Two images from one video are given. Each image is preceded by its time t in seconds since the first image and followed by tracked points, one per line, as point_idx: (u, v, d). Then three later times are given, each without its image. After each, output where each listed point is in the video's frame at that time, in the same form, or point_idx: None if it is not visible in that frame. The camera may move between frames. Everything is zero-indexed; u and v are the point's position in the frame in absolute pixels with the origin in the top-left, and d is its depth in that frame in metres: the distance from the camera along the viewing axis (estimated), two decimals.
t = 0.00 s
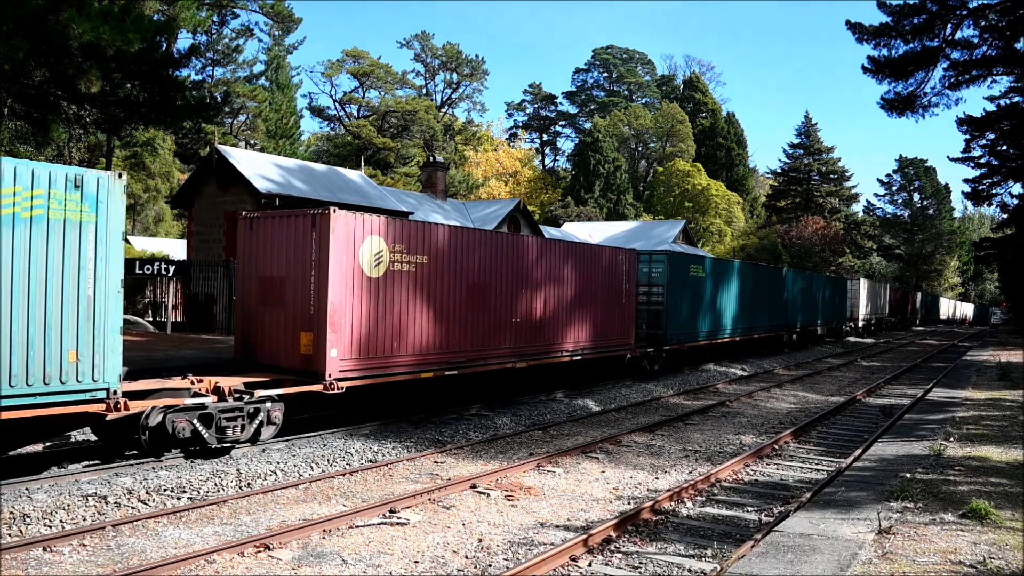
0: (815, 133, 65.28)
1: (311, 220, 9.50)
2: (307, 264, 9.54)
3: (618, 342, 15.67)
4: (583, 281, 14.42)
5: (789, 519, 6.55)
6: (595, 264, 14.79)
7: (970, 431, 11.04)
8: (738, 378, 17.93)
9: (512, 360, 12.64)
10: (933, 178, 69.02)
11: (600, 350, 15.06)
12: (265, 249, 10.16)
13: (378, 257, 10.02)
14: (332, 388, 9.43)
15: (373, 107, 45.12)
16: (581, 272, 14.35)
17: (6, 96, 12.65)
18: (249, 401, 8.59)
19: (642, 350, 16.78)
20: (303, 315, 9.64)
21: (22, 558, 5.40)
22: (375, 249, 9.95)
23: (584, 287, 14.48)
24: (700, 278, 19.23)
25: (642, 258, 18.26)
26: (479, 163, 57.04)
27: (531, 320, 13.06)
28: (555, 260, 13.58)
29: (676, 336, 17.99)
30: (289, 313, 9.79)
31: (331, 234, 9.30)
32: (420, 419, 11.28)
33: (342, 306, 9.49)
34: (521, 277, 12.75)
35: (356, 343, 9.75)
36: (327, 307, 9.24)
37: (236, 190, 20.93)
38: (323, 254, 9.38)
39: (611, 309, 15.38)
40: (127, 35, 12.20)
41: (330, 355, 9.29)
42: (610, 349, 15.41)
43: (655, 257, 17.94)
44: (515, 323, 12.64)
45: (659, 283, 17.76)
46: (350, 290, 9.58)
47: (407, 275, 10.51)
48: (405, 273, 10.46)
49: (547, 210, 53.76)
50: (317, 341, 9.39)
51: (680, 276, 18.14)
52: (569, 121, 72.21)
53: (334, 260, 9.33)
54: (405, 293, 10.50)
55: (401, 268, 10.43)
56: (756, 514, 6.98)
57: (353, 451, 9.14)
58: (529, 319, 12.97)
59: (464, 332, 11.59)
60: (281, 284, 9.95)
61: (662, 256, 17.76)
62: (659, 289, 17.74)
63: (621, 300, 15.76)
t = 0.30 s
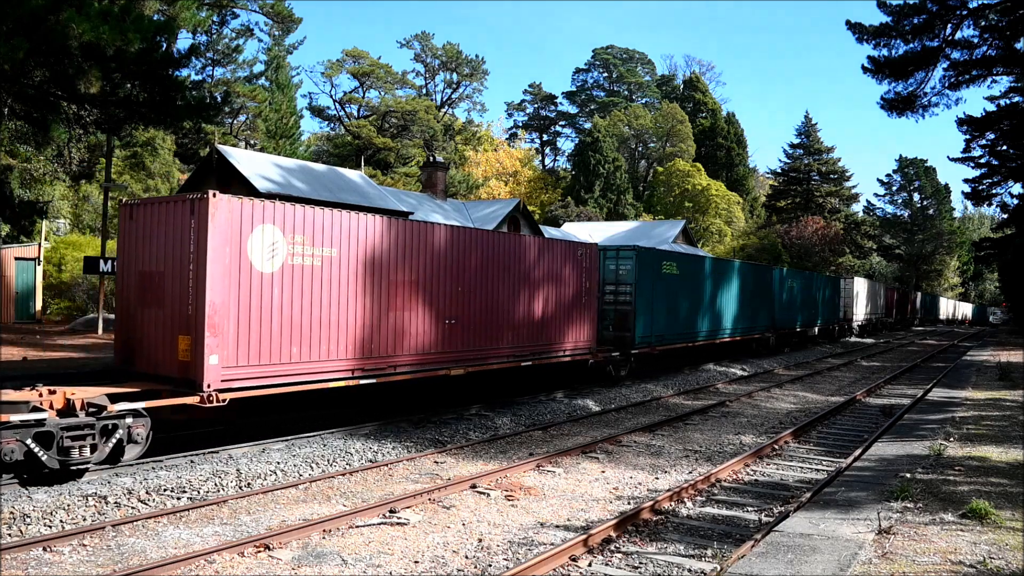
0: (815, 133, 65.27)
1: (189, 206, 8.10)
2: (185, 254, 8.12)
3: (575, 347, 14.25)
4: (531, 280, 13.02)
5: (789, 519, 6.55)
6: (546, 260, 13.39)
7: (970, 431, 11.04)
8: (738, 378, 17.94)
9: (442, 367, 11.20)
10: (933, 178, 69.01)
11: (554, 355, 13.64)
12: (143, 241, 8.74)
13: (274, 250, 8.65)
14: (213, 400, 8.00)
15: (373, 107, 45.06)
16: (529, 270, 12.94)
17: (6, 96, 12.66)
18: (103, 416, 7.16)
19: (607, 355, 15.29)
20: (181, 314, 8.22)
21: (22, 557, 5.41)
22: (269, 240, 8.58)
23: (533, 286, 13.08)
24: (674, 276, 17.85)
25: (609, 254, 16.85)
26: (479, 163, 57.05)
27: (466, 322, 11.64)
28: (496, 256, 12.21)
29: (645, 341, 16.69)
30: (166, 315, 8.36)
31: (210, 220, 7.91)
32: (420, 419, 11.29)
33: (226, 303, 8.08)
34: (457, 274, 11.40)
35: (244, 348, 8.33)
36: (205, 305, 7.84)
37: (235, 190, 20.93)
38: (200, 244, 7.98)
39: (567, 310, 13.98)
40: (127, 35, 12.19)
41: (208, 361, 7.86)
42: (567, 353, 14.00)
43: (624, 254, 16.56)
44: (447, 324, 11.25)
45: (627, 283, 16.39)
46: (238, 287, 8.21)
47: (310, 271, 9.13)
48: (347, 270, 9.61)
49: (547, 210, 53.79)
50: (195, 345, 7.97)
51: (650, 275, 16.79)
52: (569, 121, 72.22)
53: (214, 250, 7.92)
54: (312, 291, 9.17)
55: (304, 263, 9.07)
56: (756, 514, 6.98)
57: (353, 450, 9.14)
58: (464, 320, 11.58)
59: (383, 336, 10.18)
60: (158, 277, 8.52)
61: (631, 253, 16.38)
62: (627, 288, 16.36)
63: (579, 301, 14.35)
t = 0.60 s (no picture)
0: (815, 133, 65.26)
1: (26, 187, 6.86)
2: (20, 242, 6.85)
3: (523, 350, 12.85)
4: (471, 276, 11.68)
5: (789, 519, 6.55)
6: (488, 254, 12.03)
7: (970, 431, 11.04)
8: (738, 378, 17.95)
9: (355, 373, 9.81)
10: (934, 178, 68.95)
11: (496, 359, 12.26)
12: None
13: (132, 240, 7.30)
14: (50, 417, 6.72)
15: (373, 107, 45.02)
16: (466, 265, 11.60)
17: (6, 96, 12.66)
18: None
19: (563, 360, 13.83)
20: (16, 314, 6.94)
21: (22, 557, 5.40)
22: (126, 228, 7.25)
23: (473, 284, 11.75)
24: (642, 274, 16.52)
25: (570, 250, 15.51)
26: (479, 163, 57.07)
27: (389, 323, 10.31)
28: (428, 249, 10.87)
29: (609, 345, 15.37)
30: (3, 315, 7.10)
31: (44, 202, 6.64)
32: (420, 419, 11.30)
33: (66, 302, 6.79)
34: (379, 269, 10.10)
35: (90, 353, 6.99)
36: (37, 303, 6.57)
37: (235, 190, 20.94)
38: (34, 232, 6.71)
39: (513, 310, 12.61)
40: (127, 35, 12.16)
41: (42, 371, 6.57)
42: (512, 355, 12.62)
43: (584, 249, 15.24)
44: (366, 326, 9.94)
45: (588, 281, 15.07)
46: (80, 282, 6.89)
47: (185, 265, 7.80)
48: (336, 269, 9.48)
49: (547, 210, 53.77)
50: (29, 352, 6.71)
51: (614, 272, 15.45)
52: (569, 121, 72.24)
53: (48, 238, 6.63)
54: (200, 288, 7.95)
55: (179, 255, 7.75)
56: (756, 514, 6.98)
57: (353, 450, 9.14)
58: (388, 320, 10.26)
59: (281, 340, 8.84)
60: None
61: (592, 249, 15.07)
62: (589, 286, 15.03)
63: (529, 300, 12.97)
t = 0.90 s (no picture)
0: (815, 133, 65.27)
1: None
2: None
3: (457, 354, 11.45)
4: (390, 271, 10.26)
5: (789, 519, 6.55)
6: (413, 246, 10.60)
7: (971, 431, 11.04)
8: (738, 378, 17.95)
9: (240, 382, 8.41)
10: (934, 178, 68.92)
11: (422, 365, 10.85)
12: None
13: None
14: None
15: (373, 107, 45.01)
16: (386, 259, 10.19)
17: (7, 96, 12.67)
18: None
19: (508, 364, 12.38)
20: None
21: (22, 557, 5.40)
22: None
23: (394, 279, 10.33)
24: (604, 270, 15.08)
25: (522, 244, 14.13)
26: (479, 163, 57.07)
27: (287, 326, 8.92)
28: (334, 240, 9.46)
29: (567, 349, 13.99)
30: None
31: None
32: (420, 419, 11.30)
33: None
34: (272, 263, 8.72)
35: None
36: None
37: (235, 190, 20.95)
38: None
39: (444, 309, 11.19)
40: (127, 35, 12.14)
41: None
42: (443, 359, 11.20)
43: (537, 243, 13.81)
44: (256, 328, 8.56)
45: (541, 277, 13.67)
46: None
47: (8, 257, 6.39)
48: (327, 269, 9.37)
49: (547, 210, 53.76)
50: None
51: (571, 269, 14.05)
52: (569, 121, 72.25)
53: None
54: (28, 283, 6.52)
55: None
56: (756, 514, 6.98)
57: (353, 451, 9.14)
58: (285, 321, 8.87)
59: (140, 344, 7.42)
60: None
61: (545, 243, 13.65)
62: (542, 284, 13.60)
63: (464, 298, 11.56)
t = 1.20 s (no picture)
0: (815, 133, 65.26)
1: None
2: None
3: (373, 360, 10.04)
4: (285, 265, 8.87)
5: (789, 519, 6.55)
6: (316, 237, 9.22)
7: (970, 431, 11.04)
8: (738, 378, 17.95)
9: (83, 396, 6.97)
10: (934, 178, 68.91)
11: (327, 372, 9.43)
12: None
13: None
14: None
15: (373, 107, 44.99)
16: (288, 254, 8.89)
17: (7, 96, 12.67)
18: None
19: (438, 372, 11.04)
20: None
21: (22, 557, 5.40)
22: None
23: (300, 277, 9.04)
24: (591, 267, 14.62)
25: (465, 237, 12.68)
26: (479, 163, 57.08)
27: (153, 329, 7.54)
28: (213, 227, 8.08)
29: (514, 354, 12.64)
30: None
31: None
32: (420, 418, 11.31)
33: None
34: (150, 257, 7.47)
35: None
36: None
37: (235, 190, 20.95)
38: None
39: (356, 310, 9.77)
40: (127, 35, 12.13)
41: None
42: (354, 366, 9.78)
43: (480, 236, 12.35)
44: (105, 332, 7.12)
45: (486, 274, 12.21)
46: None
47: None
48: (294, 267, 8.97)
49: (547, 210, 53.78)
50: None
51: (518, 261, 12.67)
52: (569, 121, 72.28)
53: None
54: None
55: None
56: (756, 514, 6.99)
57: (353, 450, 9.14)
58: (151, 325, 7.51)
59: None
60: None
61: (489, 235, 12.21)
62: (485, 282, 12.15)
63: (381, 298, 10.15)
